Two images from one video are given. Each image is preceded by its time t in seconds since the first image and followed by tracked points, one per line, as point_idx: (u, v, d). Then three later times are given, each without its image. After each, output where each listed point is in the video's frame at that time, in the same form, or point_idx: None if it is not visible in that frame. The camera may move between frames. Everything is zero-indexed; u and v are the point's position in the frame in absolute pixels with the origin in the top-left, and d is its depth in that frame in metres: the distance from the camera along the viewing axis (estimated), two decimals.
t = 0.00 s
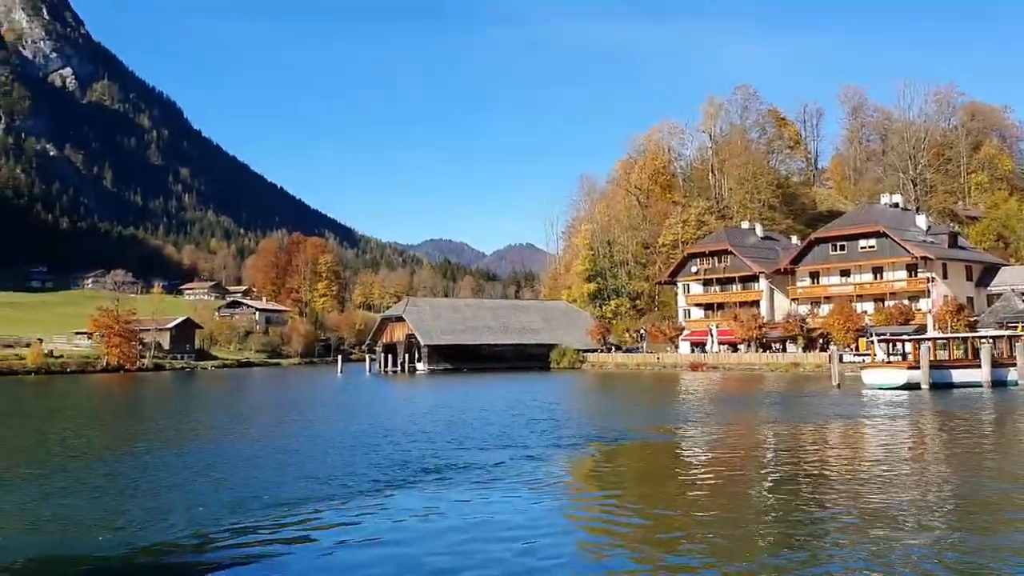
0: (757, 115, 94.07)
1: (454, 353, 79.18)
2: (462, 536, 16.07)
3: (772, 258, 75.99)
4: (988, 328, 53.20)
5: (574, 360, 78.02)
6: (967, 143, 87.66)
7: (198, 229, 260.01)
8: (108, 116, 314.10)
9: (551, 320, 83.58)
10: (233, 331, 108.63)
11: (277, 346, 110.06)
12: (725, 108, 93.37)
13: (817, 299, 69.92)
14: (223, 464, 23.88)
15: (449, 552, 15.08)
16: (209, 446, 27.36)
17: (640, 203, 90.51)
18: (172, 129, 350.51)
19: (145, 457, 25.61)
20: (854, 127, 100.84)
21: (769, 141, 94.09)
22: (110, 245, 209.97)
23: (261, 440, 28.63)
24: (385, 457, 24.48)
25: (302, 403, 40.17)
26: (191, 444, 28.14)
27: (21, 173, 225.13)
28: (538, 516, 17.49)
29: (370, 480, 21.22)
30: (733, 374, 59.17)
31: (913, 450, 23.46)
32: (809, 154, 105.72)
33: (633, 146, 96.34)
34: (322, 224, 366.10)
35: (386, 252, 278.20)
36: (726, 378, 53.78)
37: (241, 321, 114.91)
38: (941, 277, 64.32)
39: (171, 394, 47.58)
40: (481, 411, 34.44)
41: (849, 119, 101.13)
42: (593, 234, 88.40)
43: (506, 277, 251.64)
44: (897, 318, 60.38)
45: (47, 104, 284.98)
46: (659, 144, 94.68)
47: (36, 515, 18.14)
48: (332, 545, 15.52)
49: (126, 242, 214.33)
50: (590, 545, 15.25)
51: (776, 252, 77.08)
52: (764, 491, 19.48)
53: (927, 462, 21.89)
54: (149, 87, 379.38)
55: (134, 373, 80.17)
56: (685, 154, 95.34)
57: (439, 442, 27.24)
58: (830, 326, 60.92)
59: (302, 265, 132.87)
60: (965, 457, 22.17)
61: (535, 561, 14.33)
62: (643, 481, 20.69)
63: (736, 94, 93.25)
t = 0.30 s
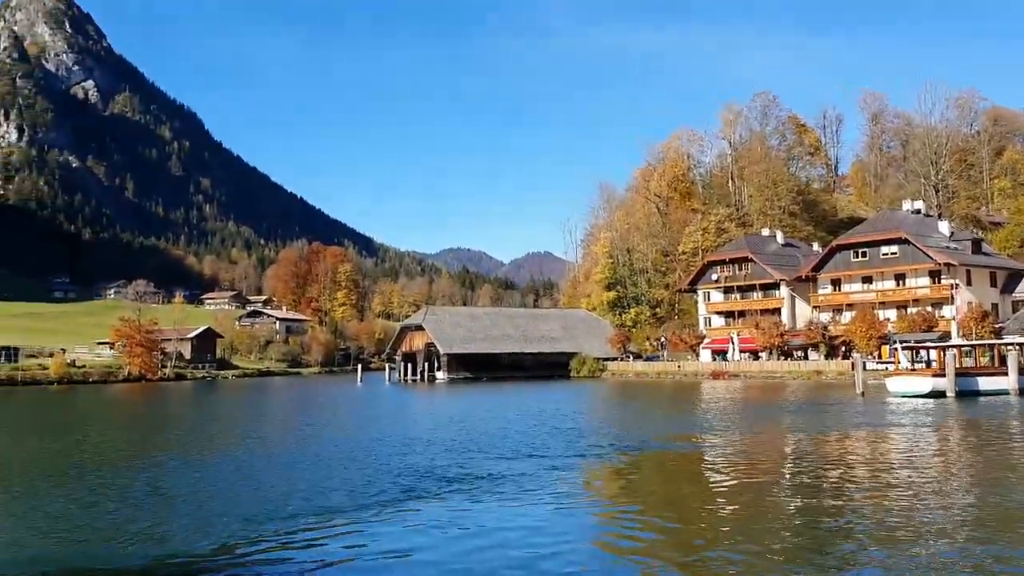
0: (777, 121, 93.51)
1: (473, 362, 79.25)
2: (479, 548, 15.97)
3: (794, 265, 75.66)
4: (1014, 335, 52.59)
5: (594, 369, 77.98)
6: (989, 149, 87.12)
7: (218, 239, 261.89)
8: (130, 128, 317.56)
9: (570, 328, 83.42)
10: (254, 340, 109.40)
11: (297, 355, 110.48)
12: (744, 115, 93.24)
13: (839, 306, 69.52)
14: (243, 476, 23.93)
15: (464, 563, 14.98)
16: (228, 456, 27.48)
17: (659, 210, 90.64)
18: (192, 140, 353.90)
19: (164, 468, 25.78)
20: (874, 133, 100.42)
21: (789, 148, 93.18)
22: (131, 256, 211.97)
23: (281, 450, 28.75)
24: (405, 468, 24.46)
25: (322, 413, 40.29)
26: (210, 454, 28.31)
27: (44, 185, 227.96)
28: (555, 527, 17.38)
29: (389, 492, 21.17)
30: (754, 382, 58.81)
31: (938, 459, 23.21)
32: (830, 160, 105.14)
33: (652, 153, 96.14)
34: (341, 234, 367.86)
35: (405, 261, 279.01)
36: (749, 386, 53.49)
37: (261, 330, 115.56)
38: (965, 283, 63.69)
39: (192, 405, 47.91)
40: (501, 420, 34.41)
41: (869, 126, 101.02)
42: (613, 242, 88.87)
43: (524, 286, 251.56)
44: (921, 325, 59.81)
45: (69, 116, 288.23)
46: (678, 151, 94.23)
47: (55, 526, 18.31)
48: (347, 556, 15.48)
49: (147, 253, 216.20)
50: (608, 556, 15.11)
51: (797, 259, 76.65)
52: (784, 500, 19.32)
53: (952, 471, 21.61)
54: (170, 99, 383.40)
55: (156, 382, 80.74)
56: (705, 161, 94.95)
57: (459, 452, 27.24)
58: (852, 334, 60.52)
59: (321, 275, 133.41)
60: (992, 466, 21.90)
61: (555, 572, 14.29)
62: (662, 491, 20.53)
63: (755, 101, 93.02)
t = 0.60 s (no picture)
0: (791, 128, 93.25)
1: (487, 371, 79.22)
2: (490, 559, 15.84)
3: (810, 272, 75.41)
4: None
5: (609, 377, 77.60)
6: (1005, 156, 86.93)
7: (233, 248, 263.27)
8: (145, 139, 319.91)
9: (584, 336, 83.29)
10: (268, 349, 109.73)
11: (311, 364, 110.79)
12: (758, 123, 93.02)
13: (856, 314, 69.21)
14: (255, 486, 23.89)
15: None
16: (240, 467, 27.47)
17: (674, 219, 90.61)
18: (207, 151, 356.22)
19: (176, 477, 25.78)
20: (888, 140, 100.04)
21: (803, 156, 92.48)
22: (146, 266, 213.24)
23: (295, 459, 28.81)
24: (419, 479, 24.35)
25: (336, 422, 40.36)
26: (224, 463, 28.38)
27: (60, 196, 229.80)
28: (569, 539, 17.24)
29: (405, 503, 21.04)
30: (770, 391, 58.48)
31: (957, 467, 23.05)
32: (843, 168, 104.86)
33: (665, 161, 96.03)
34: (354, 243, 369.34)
35: (419, 270, 279.81)
36: (765, 395, 53.20)
37: (275, 339, 115.96)
38: (982, 291, 63.20)
39: (207, 414, 48.06)
40: (515, 430, 34.40)
41: (883, 133, 100.57)
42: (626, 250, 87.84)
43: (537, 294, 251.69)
44: (938, 332, 59.38)
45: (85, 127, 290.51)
46: (692, 159, 93.98)
47: (66, 537, 18.31)
48: (358, 568, 15.36)
49: (162, 263, 217.55)
50: (621, 568, 14.93)
51: (813, 267, 76.29)
52: (800, 511, 19.12)
53: (971, 481, 21.33)
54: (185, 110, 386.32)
55: (171, 392, 81.03)
56: (718, 170, 94.75)
57: (473, 462, 27.24)
58: (868, 342, 60.14)
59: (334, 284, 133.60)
60: (1013, 475, 21.74)
61: None
62: (677, 502, 20.33)
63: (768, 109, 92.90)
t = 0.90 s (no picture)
0: (806, 132, 92.93)
1: (501, 376, 79.24)
2: (506, 567, 15.77)
3: (827, 276, 75.01)
4: None
5: (624, 382, 77.51)
6: None
7: (248, 254, 264.71)
8: (160, 147, 321.69)
9: (598, 341, 83.06)
10: (283, 355, 110.08)
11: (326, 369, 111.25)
12: (773, 126, 92.72)
13: (872, 318, 68.86)
14: (274, 493, 23.93)
15: None
16: (256, 473, 27.53)
17: (689, 223, 90.15)
18: (221, 157, 357.92)
19: (194, 484, 25.87)
20: (904, 143, 99.64)
21: (818, 160, 92.38)
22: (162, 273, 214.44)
23: (311, 466, 28.82)
24: (437, 485, 24.36)
25: (351, 428, 40.45)
26: (240, 470, 28.42)
27: (77, 204, 231.28)
28: (587, 546, 17.16)
29: (423, 509, 21.02)
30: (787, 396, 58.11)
31: (975, 473, 22.87)
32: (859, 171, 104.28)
33: (679, 166, 95.81)
34: (368, 249, 370.56)
35: (433, 275, 280.61)
36: (782, 400, 53.02)
37: (290, 345, 116.40)
38: (1001, 294, 63.02)
39: (223, 420, 48.24)
40: (530, 435, 34.40)
41: (898, 136, 100.22)
42: (641, 254, 88.10)
43: (552, 299, 251.49)
44: (956, 336, 58.89)
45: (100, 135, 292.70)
46: (706, 164, 93.69)
47: (86, 544, 18.38)
48: (375, 575, 15.30)
49: (178, 269, 218.61)
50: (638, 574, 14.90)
51: (829, 271, 75.86)
52: (817, 517, 18.95)
53: (991, 488, 21.11)
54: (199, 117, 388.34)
55: (187, 398, 81.36)
56: (733, 174, 94.36)
57: (489, 468, 27.24)
58: (886, 346, 59.73)
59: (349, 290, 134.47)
60: None
61: None
62: (694, 508, 20.24)
63: (783, 113, 92.58)
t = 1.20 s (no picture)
0: (821, 136, 92.53)
1: (516, 383, 79.33)
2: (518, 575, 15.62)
3: (844, 281, 74.63)
4: None
5: (640, 389, 77.04)
6: None
7: (262, 261, 265.95)
8: (176, 154, 323.77)
9: (614, 346, 82.83)
10: (298, 361, 110.36)
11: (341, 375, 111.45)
12: (788, 131, 92.44)
13: (890, 323, 68.43)
14: (289, 500, 23.87)
15: None
16: (270, 480, 27.52)
17: (704, 227, 89.94)
18: (237, 164, 359.90)
19: (209, 490, 25.95)
20: (920, 147, 99.13)
21: (834, 163, 91.42)
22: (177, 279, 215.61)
23: (324, 473, 28.75)
24: (452, 492, 24.28)
25: (366, 434, 40.41)
26: (253, 477, 28.38)
27: (93, 211, 233.11)
28: (600, 554, 17.02)
29: (439, 517, 20.92)
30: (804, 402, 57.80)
31: (995, 480, 22.63)
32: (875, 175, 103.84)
33: (694, 170, 95.72)
34: (382, 255, 371.40)
35: (447, 281, 281.09)
36: (798, 406, 52.86)
37: (305, 350, 116.79)
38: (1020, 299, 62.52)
39: (238, 426, 48.32)
40: (545, 442, 34.28)
41: (915, 140, 99.76)
42: (656, 259, 87.54)
43: (567, 305, 251.17)
44: (975, 341, 58.34)
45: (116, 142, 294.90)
46: (722, 168, 93.61)
47: (100, 551, 18.40)
48: None
49: (194, 276, 219.89)
50: None
51: (845, 276, 75.42)
52: (831, 524, 18.77)
53: (1010, 495, 20.84)
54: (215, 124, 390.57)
55: (202, 404, 81.71)
56: (748, 178, 94.20)
57: (504, 475, 27.12)
58: (903, 351, 59.28)
59: (364, 295, 134.87)
60: None
61: None
62: (710, 515, 20.10)
63: (799, 117, 92.18)
